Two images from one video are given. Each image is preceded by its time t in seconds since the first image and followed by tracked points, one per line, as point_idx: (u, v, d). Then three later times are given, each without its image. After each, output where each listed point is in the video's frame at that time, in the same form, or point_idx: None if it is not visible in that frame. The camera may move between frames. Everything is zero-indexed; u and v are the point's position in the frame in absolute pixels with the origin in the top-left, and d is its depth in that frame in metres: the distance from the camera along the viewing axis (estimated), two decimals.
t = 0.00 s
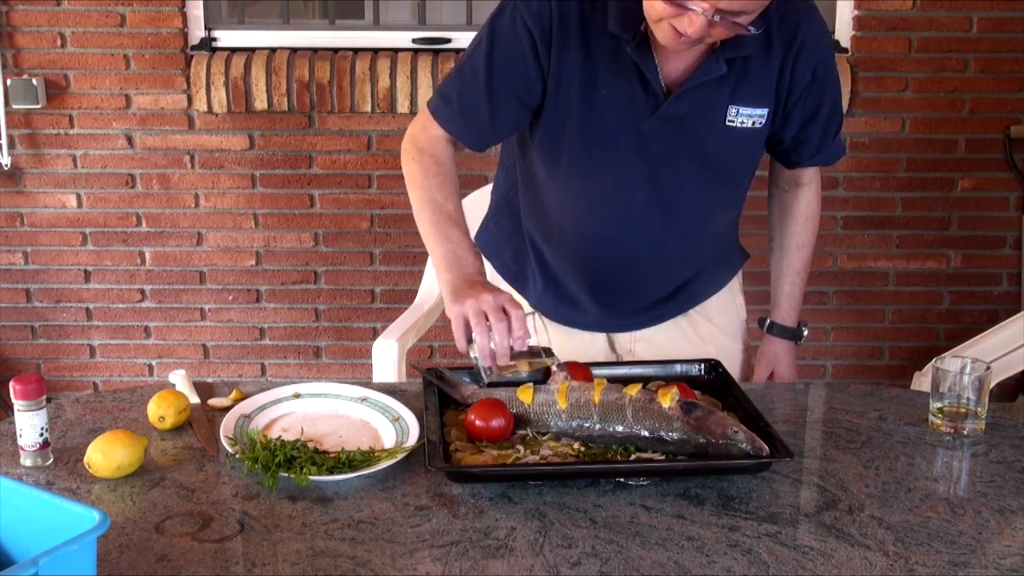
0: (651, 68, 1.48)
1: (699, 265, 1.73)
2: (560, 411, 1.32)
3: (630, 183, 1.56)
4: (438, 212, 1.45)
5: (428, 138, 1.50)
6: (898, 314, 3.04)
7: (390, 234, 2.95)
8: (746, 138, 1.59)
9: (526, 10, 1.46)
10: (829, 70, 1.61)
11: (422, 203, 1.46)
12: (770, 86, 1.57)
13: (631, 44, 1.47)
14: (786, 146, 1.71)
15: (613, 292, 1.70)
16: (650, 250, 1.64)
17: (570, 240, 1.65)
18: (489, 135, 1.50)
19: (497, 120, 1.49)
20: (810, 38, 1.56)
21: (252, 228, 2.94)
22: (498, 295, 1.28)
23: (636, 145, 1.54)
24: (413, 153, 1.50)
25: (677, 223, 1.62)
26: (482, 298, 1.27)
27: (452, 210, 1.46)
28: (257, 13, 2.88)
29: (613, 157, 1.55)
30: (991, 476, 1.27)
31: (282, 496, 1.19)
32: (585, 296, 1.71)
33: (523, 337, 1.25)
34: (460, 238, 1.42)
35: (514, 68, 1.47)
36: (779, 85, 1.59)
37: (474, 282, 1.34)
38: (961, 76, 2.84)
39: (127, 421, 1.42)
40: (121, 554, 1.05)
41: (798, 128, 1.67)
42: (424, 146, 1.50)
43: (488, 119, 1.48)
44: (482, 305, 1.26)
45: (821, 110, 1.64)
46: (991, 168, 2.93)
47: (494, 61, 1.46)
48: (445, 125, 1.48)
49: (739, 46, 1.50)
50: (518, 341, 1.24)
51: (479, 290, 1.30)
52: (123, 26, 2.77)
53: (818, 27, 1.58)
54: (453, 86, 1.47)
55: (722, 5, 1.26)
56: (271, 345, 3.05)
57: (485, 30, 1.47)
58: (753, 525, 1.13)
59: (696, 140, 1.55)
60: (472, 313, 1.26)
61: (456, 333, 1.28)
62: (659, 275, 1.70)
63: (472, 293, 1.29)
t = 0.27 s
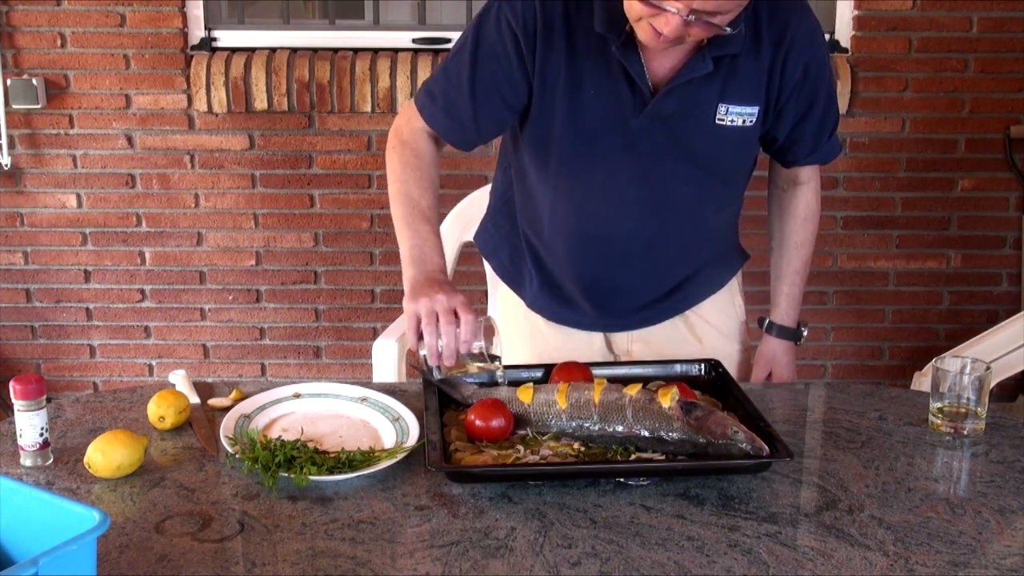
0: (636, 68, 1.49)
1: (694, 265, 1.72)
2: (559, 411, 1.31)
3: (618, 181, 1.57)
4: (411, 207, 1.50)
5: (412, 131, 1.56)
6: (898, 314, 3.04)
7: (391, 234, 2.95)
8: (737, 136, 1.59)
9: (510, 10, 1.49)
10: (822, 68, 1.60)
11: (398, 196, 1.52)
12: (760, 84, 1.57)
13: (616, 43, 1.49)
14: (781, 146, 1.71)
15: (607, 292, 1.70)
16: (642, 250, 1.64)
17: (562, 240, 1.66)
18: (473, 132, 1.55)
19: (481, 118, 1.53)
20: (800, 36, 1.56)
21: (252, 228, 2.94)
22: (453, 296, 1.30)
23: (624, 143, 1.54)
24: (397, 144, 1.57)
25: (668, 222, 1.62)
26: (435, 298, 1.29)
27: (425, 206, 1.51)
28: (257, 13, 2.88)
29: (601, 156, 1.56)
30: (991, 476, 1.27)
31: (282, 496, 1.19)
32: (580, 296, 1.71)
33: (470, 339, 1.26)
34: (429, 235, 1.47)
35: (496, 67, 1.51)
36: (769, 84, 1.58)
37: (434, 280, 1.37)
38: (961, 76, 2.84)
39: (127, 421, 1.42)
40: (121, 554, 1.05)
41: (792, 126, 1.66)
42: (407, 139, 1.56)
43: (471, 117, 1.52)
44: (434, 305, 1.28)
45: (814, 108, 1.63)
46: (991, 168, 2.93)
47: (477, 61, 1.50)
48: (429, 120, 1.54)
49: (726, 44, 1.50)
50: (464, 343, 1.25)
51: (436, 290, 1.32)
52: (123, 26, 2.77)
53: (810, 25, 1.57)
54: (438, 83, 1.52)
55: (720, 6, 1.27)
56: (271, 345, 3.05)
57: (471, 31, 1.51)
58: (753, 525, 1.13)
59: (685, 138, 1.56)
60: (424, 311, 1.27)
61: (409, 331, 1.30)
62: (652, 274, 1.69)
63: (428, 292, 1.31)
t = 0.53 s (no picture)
0: (628, 67, 1.49)
1: (691, 264, 1.72)
2: (559, 411, 1.31)
3: (611, 182, 1.57)
4: (395, 199, 1.55)
5: (403, 124, 1.59)
6: (898, 314, 3.04)
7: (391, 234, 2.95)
8: (730, 136, 1.59)
9: (501, 10, 1.51)
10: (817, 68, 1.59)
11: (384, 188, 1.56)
12: (754, 84, 1.57)
13: (607, 43, 1.49)
14: (777, 145, 1.70)
15: (603, 292, 1.70)
16: (636, 250, 1.64)
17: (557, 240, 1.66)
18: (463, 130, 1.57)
19: (471, 116, 1.56)
20: (793, 36, 1.55)
21: (252, 228, 2.94)
22: (425, 290, 1.33)
23: (616, 143, 1.55)
24: (388, 136, 1.60)
25: (662, 223, 1.62)
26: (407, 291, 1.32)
27: (409, 200, 1.55)
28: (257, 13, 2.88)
29: (593, 157, 1.56)
30: (991, 476, 1.27)
31: (282, 496, 1.19)
32: (576, 295, 1.71)
33: (438, 334, 1.29)
34: (411, 228, 1.51)
35: (486, 65, 1.53)
36: (763, 83, 1.58)
37: (413, 274, 1.39)
38: (961, 76, 2.84)
39: (127, 421, 1.42)
40: (121, 554, 1.05)
41: (787, 126, 1.65)
42: (398, 131, 1.59)
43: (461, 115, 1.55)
44: (407, 297, 1.31)
45: (809, 108, 1.62)
46: (991, 168, 2.93)
47: (468, 60, 1.53)
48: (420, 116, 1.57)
49: (718, 44, 1.50)
50: (432, 338, 1.28)
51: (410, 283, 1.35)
52: (123, 26, 2.77)
53: (804, 24, 1.57)
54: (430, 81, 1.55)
55: (718, 6, 1.27)
56: (271, 345, 3.05)
57: (463, 31, 1.53)
58: (753, 525, 1.13)
59: (678, 138, 1.56)
60: (396, 303, 1.31)
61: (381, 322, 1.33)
62: (649, 274, 1.69)
63: (403, 285, 1.34)
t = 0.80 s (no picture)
0: (626, 68, 1.49)
1: (689, 265, 1.72)
2: (559, 411, 1.31)
3: (609, 183, 1.57)
4: (400, 198, 1.57)
5: (403, 125, 1.61)
6: (898, 314, 3.04)
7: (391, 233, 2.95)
8: (728, 136, 1.59)
9: (499, 11, 1.51)
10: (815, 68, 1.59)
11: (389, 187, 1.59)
12: (752, 85, 1.57)
13: (604, 45, 1.49)
14: (776, 146, 1.70)
15: (601, 293, 1.70)
16: (634, 251, 1.64)
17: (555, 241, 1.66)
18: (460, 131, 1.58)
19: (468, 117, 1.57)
20: (790, 37, 1.55)
21: (252, 228, 2.94)
22: (432, 288, 1.38)
23: (614, 144, 1.55)
24: (390, 136, 1.62)
25: (660, 224, 1.62)
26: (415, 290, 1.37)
27: (414, 199, 1.58)
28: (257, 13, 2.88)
29: (591, 158, 1.56)
30: (991, 476, 1.27)
31: (282, 496, 1.19)
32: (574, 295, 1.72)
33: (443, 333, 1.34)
34: (416, 226, 1.54)
35: (484, 67, 1.53)
36: (761, 84, 1.58)
37: (420, 271, 1.43)
38: (961, 76, 2.84)
39: (127, 421, 1.42)
40: (121, 554, 1.06)
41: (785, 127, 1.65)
42: (399, 132, 1.61)
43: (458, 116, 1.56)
44: (414, 296, 1.36)
45: (807, 109, 1.62)
46: (991, 168, 2.93)
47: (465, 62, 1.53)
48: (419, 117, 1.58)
49: (715, 45, 1.50)
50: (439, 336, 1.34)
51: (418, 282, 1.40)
52: (123, 26, 2.77)
53: (801, 25, 1.57)
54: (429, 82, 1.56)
55: (717, 7, 1.27)
56: (271, 345, 3.05)
57: (461, 33, 1.54)
58: (753, 525, 1.13)
59: (676, 139, 1.56)
60: (403, 303, 1.36)
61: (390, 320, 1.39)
62: (646, 274, 1.69)
63: (410, 284, 1.39)
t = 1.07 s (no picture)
0: (637, 67, 1.49)
1: (691, 264, 1.73)
2: (559, 411, 1.31)
3: (618, 184, 1.57)
4: (441, 209, 1.47)
5: (424, 139, 1.53)
6: (898, 314, 3.04)
7: (391, 234, 2.95)
8: (735, 136, 1.59)
9: (512, 12, 1.47)
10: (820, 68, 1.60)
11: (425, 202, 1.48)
12: (759, 85, 1.57)
13: (618, 44, 1.48)
14: (778, 144, 1.71)
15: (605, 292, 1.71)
16: (639, 250, 1.65)
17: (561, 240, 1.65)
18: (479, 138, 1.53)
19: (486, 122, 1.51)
20: (797, 37, 1.56)
21: (252, 228, 2.94)
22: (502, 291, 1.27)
23: (623, 145, 1.54)
24: (412, 153, 1.54)
25: (666, 223, 1.62)
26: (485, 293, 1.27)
27: (456, 208, 1.48)
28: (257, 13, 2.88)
29: (601, 159, 1.55)
30: (991, 476, 1.27)
31: (282, 496, 1.19)
32: (578, 296, 1.72)
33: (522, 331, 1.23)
34: (466, 235, 1.44)
35: (501, 71, 1.49)
36: (768, 84, 1.58)
37: (481, 276, 1.33)
38: (961, 76, 2.84)
39: (127, 421, 1.42)
40: (121, 554, 1.06)
41: (788, 126, 1.66)
42: (421, 147, 1.53)
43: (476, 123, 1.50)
44: (487, 299, 1.25)
45: (811, 108, 1.63)
46: (991, 168, 2.93)
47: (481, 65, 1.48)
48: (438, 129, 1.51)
49: (725, 45, 1.50)
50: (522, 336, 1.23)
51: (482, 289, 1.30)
52: (123, 26, 2.77)
53: (807, 25, 1.57)
54: (443, 89, 1.49)
55: (717, 7, 1.27)
56: (271, 345, 3.05)
57: (474, 35, 1.49)
58: (753, 525, 1.13)
59: (684, 140, 1.56)
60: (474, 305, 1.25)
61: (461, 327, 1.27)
62: (649, 273, 1.70)
63: (476, 289, 1.28)
